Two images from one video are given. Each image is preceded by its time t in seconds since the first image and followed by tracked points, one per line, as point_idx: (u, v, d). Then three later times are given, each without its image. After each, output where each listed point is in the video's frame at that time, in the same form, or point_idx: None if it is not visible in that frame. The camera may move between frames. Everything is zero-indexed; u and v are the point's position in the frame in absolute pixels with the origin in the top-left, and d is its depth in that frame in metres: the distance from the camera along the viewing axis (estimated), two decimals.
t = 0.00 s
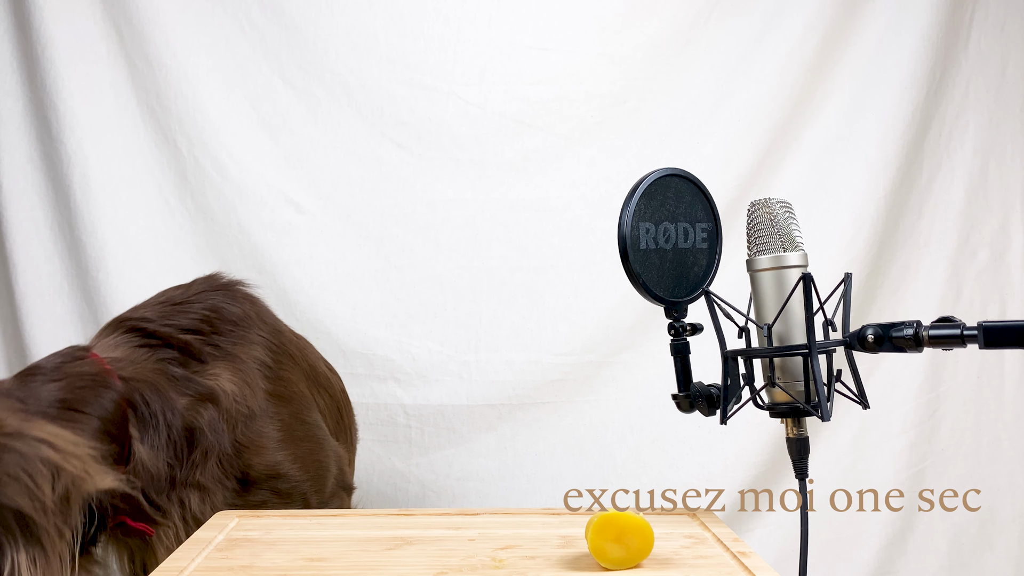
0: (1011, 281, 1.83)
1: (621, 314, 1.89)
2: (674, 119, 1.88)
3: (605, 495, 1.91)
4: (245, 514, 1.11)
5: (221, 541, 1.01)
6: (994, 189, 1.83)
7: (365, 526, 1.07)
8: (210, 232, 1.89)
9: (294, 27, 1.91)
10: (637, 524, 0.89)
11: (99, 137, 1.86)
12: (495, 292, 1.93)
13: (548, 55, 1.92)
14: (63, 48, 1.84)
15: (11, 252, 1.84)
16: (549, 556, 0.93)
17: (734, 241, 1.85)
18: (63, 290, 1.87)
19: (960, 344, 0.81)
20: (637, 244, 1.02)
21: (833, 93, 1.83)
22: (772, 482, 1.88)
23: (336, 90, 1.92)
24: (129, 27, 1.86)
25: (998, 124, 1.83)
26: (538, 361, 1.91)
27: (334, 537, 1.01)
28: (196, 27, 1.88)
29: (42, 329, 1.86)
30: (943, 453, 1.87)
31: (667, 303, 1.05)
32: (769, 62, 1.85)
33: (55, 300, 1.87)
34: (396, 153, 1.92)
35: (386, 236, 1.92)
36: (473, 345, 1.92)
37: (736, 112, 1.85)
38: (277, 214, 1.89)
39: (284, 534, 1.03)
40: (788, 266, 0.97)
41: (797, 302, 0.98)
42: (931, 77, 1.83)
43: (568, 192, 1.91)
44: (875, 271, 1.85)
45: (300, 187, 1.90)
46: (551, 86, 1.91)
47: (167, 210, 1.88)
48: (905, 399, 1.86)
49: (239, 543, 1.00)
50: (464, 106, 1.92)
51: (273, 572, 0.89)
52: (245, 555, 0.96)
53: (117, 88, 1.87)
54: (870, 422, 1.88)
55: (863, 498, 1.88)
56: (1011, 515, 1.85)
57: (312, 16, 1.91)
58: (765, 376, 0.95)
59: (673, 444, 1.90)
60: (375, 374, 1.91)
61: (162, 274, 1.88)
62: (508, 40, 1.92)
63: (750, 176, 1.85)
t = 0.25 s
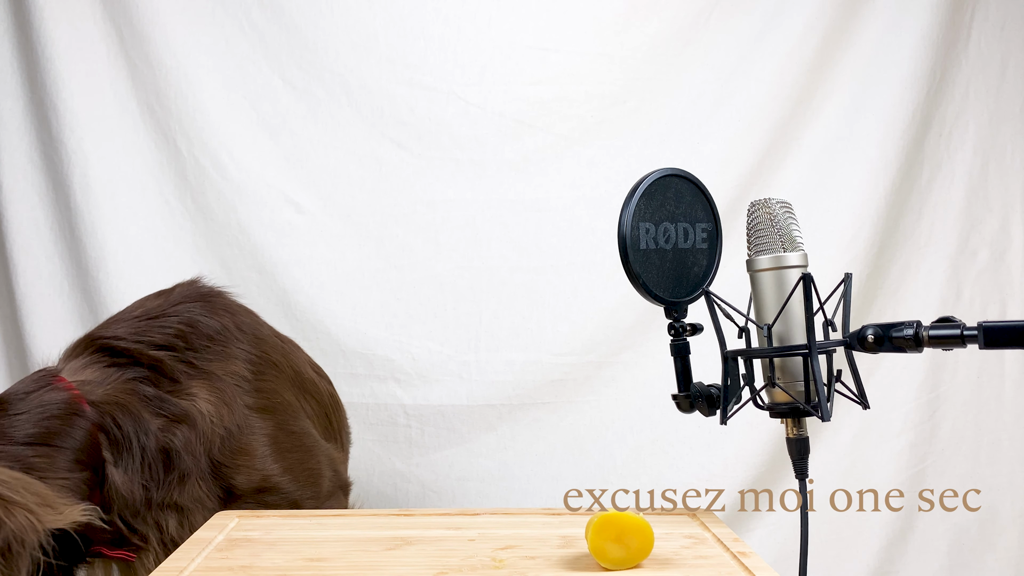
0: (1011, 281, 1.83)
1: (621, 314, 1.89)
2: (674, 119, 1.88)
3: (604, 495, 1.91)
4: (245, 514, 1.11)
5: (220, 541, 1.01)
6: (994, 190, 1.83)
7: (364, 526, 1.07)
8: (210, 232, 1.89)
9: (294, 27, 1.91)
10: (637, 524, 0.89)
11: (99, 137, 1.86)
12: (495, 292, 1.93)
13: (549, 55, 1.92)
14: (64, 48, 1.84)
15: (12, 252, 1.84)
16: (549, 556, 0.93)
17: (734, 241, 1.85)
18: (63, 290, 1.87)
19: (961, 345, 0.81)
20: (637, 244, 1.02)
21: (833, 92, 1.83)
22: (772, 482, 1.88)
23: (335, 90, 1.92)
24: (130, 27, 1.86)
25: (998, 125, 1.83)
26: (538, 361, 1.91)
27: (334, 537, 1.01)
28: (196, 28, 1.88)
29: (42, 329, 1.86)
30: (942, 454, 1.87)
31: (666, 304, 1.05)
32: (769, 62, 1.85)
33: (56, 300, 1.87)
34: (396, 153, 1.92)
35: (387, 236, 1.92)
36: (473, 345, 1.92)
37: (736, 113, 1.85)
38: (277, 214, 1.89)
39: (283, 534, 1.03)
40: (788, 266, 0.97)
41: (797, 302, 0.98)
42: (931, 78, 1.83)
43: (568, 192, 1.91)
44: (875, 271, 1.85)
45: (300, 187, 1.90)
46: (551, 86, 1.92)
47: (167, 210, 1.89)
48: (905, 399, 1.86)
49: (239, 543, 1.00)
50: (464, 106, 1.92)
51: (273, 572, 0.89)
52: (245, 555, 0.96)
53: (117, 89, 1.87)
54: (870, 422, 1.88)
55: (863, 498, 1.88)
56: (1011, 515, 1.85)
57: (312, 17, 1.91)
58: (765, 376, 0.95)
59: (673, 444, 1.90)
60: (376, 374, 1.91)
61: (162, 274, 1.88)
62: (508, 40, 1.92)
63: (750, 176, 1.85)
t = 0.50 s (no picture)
0: (1011, 281, 1.83)
1: (621, 314, 1.89)
2: (674, 119, 1.88)
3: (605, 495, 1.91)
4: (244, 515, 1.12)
5: (220, 541, 1.01)
6: (995, 189, 1.83)
7: (364, 525, 1.07)
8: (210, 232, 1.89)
9: (294, 27, 1.91)
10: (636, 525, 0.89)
11: (100, 138, 1.86)
12: (496, 292, 1.93)
13: (549, 55, 1.92)
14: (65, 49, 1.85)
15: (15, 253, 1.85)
16: (550, 556, 0.93)
17: (734, 241, 1.85)
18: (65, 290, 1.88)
19: (960, 344, 0.81)
20: (637, 244, 1.02)
21: (833, 92, 1.83)
22: (772, 482, 1.88)
23: (335, 90, 1.91)
24: (130, 27, 1.86)
25: (999, 124, 1.83)
26: (538, 361, 1.91)
27: (333, 536, 1.02)
28: (196, 27, 1.88)
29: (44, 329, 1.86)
30: (943, 453, 1.87)
31: (666, 303, 1.05)
32: (769, 62, 1.85)
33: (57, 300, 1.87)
34: (395, 152, 1.92)
35: (387, 236, 1.92)
36: (473, 345, 1.92)
37: (737, 113, 1.85)
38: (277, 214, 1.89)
39: (283, 534, 1.04)
40: (788, 266, 0.97)
41: (797, 302, 0.98)
42: (932, 77, 1.82)
43: (569, 192, 1.92)
44: (876, 271, 1.85)
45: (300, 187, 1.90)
46: (551, 86, 1.91)
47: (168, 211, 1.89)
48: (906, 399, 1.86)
49: (239, 543, 1.00)
50: (464, 106, 1.92)
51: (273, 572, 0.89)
52: (246, 555, 0.96)
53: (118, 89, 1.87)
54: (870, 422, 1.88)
55: (864, 498, 1.88)
56: (1012, 515, 1.85)
57: (312, 16, 1.91)
58: (765, 376, 0.95)
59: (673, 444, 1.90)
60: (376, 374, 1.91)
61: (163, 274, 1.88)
62: (508, 40, 1.92)
63: (750, 176, 1.85)
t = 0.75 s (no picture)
0: (1011, 281, 1.83)
1: (621, 314, 1.89)
2: (674, 119, 1.88)
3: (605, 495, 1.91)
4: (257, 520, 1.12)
5: (220, 541, 1.01)
6: (995, 189, 1.84)
7: (365, 525, 1.07)
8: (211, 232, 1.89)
9: (294, 26, 1.91)
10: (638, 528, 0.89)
11: (100, 138, 1.86)
12: (496, 292, 1.93)
13: (549, 55, 1.92)
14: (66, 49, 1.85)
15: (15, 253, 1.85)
16: (551, 556, 0.93)
17: (734, 241, 1.85)
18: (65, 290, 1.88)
19: (960, 344, 0.81)
20: (637, 244, 1.02)
21: (834, 92, 1.83)
22: (772, 482, 1.89)
23: (335, 90, 1.91)
24: (131, 28, 1.86)
25: (999, 124, 1.83)
26: (538, 361, 1.91)
27: (333, 536, 1.02)
28: (196, 27, 1.88)
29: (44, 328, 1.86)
30: (943, 453, 1.87)
31: (666, 304, 1.05)
32: (769, 62, 1.85)
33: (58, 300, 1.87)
34: (395, 153, 1.90)
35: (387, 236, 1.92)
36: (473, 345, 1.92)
37: (737, 113, 1.85)
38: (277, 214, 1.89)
39: (283, 534, 1.04)
40: (788, 266, 0.97)
41: (797, 302, 0.98)
42: (932, 77, 1.83)
43: (569, 192, 1.92)
44: (876, 271, 1.84)
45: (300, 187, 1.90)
46: (551, 86, 1.91)
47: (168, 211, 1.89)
48: (906, 399, 1.86)
49: (239, 543, 1.00)
50: (464, 106, 1.92)
51: (273, 572, 0.89)
52: (245, 555, 0.96)
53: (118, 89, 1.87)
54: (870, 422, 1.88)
55: (864, 499, 1.88)
56: (1012, 515, 1.85)
57: (312, 16, 1.91)
58: (765, 376, 0.95)
59: (673, 444, 1.90)
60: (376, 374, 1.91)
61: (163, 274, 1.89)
62: (508, 40, 1.93)
63: (751, 176, 1.85)
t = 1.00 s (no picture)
0: (1012, 281, 1.83)
1: (621, 314, 1.89)
2: (674, 119, 1.88)
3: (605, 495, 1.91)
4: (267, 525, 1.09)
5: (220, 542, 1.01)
6: (995, 189, 1.83)
7: (365, 526, 1.07)
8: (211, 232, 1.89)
9: (294, 26, 1.90)
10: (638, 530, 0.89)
11: (101, 138, 1.86)
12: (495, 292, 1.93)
13: (548, 55, 1.92)
14: (65, 49, 1.84)
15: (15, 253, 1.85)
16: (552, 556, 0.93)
17: (734, 242, 1.85)
18: (66, 291, 1.88)
19: (960, 344, 0.81)
20: (637, 244, 1.01)
21: (834, 92, 1.83)
22: (772, 482, 1.88)
23: (335, 90, 1.91)
24: (131, 28, 1.86)
25: (999, 124, 1.83)
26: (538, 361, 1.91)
27: (333, 537, 1.02)
28: (196, 27, 1.87)
29: (45, 328, 1.87)
30: (943, 453, 1.87)
31: (667, 304, 1.05)
32: (769, 62, 1.85)
33: (58, 300, 1.88)
34: (396, 153, 1.92)
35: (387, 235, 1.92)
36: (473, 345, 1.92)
37: (736, 113, 1.86)
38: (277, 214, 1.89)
39: (283, 534, 1.04)
40: (788, 266, 0.97)
41: (797, 302, 0.98)
42: (932, 77, 1.82)
43: (569, 193, 1.92)
44: (877, 271, 1.84)
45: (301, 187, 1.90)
46: (551, 86, 1.91)
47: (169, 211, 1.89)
48: (906, 399, 1.86)
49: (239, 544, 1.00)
50: (464, 106, 1.92)
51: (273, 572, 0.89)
52: (246, 556, 0.96)
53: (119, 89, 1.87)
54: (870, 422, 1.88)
55: (863, 499, 1.88)
56: (1012, 515, 1.85)
57: (311, 16, 1.91)
58: (764, 376, 0.95)
59: (673, 444, 1.91)
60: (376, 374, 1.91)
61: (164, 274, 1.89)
62: (508, 40, 1.92)
63: (751, 176, 1.84)
